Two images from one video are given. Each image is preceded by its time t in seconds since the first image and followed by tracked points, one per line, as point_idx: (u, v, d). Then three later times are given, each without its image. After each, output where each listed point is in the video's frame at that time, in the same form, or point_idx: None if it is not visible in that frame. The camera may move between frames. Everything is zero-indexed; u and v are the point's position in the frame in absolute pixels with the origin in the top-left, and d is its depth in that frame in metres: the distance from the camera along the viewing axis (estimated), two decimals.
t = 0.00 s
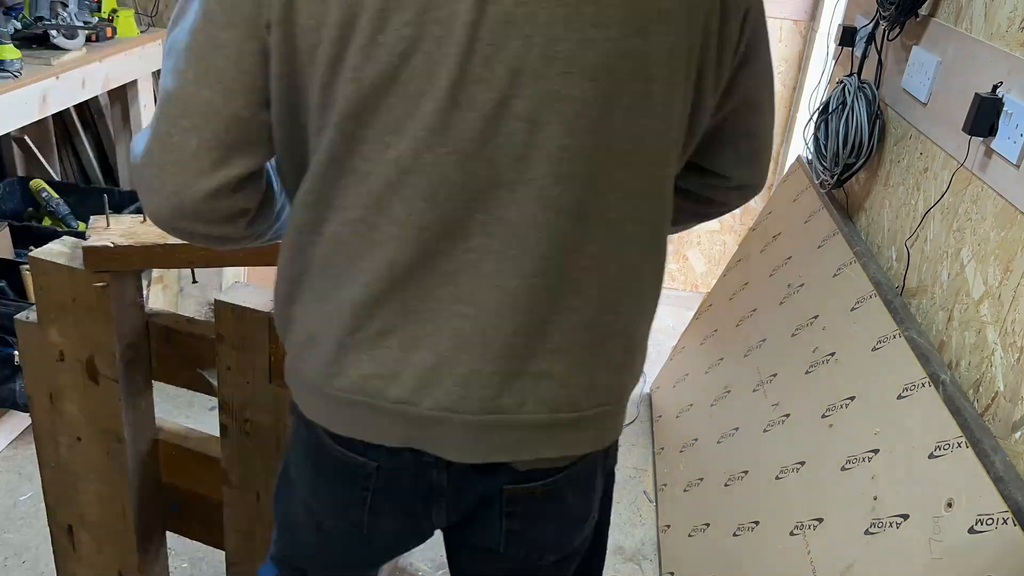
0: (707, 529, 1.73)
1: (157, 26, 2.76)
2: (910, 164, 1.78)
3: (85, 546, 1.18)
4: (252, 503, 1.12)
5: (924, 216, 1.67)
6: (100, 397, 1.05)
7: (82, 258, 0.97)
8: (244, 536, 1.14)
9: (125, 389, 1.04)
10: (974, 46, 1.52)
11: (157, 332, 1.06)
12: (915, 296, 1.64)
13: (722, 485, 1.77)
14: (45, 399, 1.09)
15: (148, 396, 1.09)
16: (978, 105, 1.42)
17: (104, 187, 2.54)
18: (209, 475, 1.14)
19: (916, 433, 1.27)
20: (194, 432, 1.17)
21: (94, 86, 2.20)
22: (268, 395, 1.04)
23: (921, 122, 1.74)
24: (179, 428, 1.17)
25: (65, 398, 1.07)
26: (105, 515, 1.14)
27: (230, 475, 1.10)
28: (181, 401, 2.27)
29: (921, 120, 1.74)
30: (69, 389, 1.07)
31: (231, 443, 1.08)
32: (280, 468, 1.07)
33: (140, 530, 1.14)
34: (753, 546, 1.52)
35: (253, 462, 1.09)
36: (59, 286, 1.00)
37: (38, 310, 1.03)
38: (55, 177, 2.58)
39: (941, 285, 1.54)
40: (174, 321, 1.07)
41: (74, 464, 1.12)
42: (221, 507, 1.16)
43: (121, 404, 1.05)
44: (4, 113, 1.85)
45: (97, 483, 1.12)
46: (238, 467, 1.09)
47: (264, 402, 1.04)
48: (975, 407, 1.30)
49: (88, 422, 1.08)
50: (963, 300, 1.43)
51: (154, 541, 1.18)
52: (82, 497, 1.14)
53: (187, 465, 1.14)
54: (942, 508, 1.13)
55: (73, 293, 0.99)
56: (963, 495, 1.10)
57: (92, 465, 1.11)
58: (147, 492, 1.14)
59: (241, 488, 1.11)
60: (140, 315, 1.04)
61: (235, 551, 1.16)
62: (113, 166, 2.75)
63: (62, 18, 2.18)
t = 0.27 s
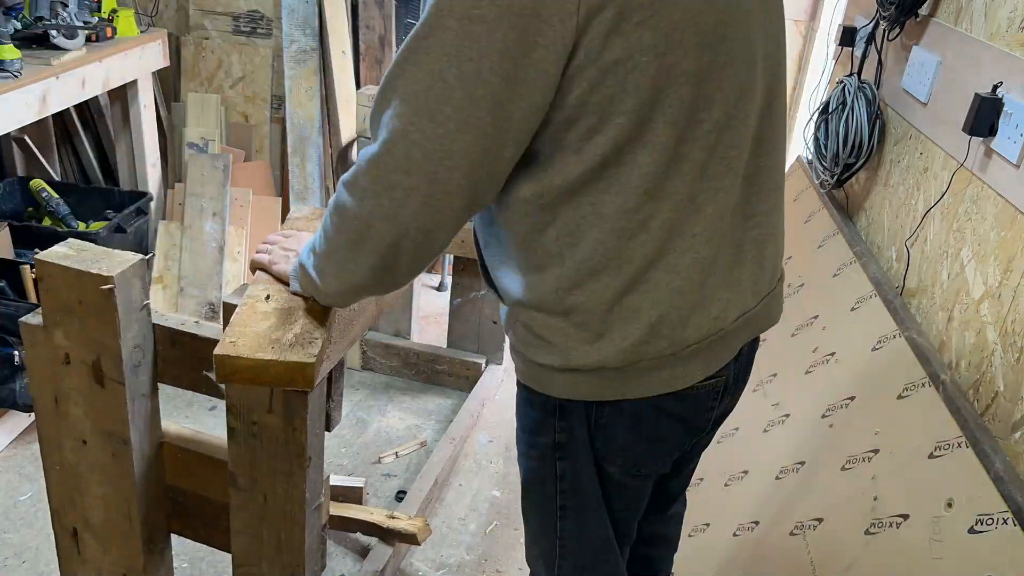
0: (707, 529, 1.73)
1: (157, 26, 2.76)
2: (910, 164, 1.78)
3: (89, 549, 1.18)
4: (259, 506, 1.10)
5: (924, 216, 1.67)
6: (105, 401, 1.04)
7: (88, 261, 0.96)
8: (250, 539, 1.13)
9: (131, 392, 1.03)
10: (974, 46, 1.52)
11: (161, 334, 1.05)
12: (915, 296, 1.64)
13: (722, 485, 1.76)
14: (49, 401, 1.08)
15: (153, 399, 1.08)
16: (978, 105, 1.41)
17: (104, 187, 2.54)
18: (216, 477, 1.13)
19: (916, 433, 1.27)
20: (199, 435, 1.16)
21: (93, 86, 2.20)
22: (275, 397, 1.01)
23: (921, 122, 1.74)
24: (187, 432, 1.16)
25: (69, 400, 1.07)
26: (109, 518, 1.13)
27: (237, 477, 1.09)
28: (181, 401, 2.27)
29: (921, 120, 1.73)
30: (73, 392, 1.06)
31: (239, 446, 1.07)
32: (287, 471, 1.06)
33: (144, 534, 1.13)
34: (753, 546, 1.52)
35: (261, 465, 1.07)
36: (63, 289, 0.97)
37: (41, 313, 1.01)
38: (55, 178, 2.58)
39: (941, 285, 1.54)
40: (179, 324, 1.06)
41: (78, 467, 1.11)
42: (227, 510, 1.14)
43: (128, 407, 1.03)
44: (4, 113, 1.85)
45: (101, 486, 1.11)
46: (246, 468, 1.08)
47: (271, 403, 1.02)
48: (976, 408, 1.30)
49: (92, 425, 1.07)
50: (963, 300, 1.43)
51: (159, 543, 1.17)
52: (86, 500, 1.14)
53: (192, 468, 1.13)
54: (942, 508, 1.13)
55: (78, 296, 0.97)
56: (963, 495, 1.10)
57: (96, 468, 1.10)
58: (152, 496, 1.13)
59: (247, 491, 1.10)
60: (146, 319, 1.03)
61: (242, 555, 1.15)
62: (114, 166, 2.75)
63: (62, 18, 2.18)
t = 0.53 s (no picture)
0: (707, 529, 1.73)
1: (157, 26, 2.76)
2: (910, 164, 1.78)
3: (92, 549, 1.18)
4: (261, 506, 1.11)
5: (924, 216, 1.67)
6: (107, 402, 1.04)
7: (89, 261, 0.95)
8: (252, 538, 1.14)
9: (134, 393, 1.03)
10: (974, 46, 1.52)
11: (163, 335, 1.05)
12: (915, 296, 1.64)
13: (722, 485, 1.77)
14: (52, 402, 1.08)
15: (155, 400, 1.08)
16: (978, 106, 1.42)
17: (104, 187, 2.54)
18: (218, 478, 1.13)
19: (916, 433, 1.27)
20: (202, 435, 1.16)
21: (93, 86, 2.20)
22: (279, 398, 1.01)
23: (921, 122, 1.74)
24: (189, 432, 1.16)
25: (71, 401, 1.07)
26: (111, 518, 1.13)
27: (239, 478, 1.09)
28: (181, 401, 2.27)
29: (921, 120, 1.74)
30: (76, 393, 1.06)
31: (241, 446, 1.07)
32: (289, 471, 1.06)
33: (147, 535, 1.14)
34: (753, 546, 1.52)
35: (263, 465, 1.07)
36: (65, 289, 0.97)
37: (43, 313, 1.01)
38: (55, 177, 2.58)
39: (941, 285, 1.54)
40: (180, 324, 1.05)
41: (81, 467, 1.12)
42: (229, 509, 1.15)
43: (129, 407, 1.03)
44: (4, 113, 1.85)
45: (104, 487, 1.11)
46: (248, 469, 1.08)
47: (273, 405, 1.02)
48: (976, 407, 1.30)
49: (94, 426, 1.07)
50: (963, 300, 1.43)
51: (161, 544, 1.17)
52: (89, 500, 1.14)
53: (194, 468, 1.14)
54: (942, 508, 1.14)
55: (81, 296, 0.96)
56: (963, 495, 1.11)
57: (98, 469, 1.10)
58: (155, 496, 1.13)
59: (250, 491, 1.10)
60: (148, 320, 1.02)
61: (244, 554, 1.16)
62: (114, 166, 2.75)
63: (62, 17, 2.18)
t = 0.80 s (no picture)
0: (706, 529, 1.73)
1: (157, 25, 2.76)
2: (910, 164, 1.78)
3: (92, 550, 1.18)
4: (262, 506, 1.11)
5: (924, 216, 1.67)
6: (107, 402, 1.04)
7: (89, 261, 0.95)
8: (253, 538, 1.14)
9: (133, 393, 1.03)
10: (974, 46, 1.52)
11: (163, 335, 1.05)
12: (915, 296, 1.64)
13: (722, 485, 1.77)
14: (52, 402, 1.08)
15: (155, 400, 1.08)
16: (978, 105, 1.41)
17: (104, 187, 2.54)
18: (218, 478, 1.13)
19: (916, 433, 1.27)
20: (201, 435, 1.16)
21: (93, 86, 2.20)
22: (278, 398, 1.01)
23: (921, 122, 1.74)
24: (189, 432, 1.16)
25: (71, 401, 1.07)
26: (111, 518, 1.13)
27: (239, 478, 1.09)
28: (180, 401, 2.27)
29: (921, 120, 1.74)
30: (76, 393, 1.06)
31: (241, 446, 1.07)
32: (290, 471, 1.06)
33: (147, 535, 1.13)
34: (753, 546, 1.52)
35: (263, 465, 1.07)
36: (65, 289, 0.97)
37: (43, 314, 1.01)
38: (55, 177, 2.58)
39: (941, 285, 1.54)
40: (180, 324, 1.05)
41: (81, 467, 1.11)
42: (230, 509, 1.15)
43: (128, 407, 1.03)
44: (4, 113, 1.85)
45: (104, 487, 1.11)
46: (248, 469, 1.08)
47: (273, 404, 1.02)
48: (976, 407, 1.30)
49: (94, 426, 1.07)
50: (963, 300, 1.43)
51: (161, 544, 1.17)
52: (89, 500, 1.14)
53: (194, 468, 1.14)
54: (942, 508, 1.13)
55: (81, 296, 0.96)
56: (963, 495, 1.11)
57: (98, 469, 1.10)
58: (155, 496, 1.13)
59: (250, 491, 1.10)
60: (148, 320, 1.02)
61: (245, 553, 1.16)
62: (113, 166, 2.75)
63: (61, 18, 2.18)
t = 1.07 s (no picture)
0: (707, 529, 1.73)
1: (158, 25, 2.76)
2: (910, 164, 1.78)
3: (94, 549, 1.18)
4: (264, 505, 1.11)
5: (924, 216, 1.67)
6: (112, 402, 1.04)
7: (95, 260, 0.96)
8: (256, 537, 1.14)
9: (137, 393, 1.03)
10: (974, 46, 1.52)
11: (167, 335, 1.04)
12: (915, 296, 1.65)
13: (722, 485, 1.77)
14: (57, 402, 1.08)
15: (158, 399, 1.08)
16: (978, 105, 1.41)
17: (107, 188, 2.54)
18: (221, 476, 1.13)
19: (916, 432, 1.27)
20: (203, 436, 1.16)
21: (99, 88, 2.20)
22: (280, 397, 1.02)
23: (921, 122, 1.74)
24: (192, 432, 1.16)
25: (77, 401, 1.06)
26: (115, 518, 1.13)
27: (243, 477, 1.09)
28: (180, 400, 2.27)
29: (921, 120, 1.74)
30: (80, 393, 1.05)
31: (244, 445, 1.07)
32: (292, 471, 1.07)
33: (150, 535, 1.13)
34: (753, 545, 1.52)
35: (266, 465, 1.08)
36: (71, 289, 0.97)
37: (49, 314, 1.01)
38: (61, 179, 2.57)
39: (941, 285, 1.54)
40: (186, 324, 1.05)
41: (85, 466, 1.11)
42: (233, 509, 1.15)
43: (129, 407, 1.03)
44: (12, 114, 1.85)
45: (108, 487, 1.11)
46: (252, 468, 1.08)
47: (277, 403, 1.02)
48: (976, 408, 1.30)
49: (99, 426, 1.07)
50: (963, 300, 1.43)
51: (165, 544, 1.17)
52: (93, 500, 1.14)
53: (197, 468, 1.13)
54: (942, 508, 1.13)
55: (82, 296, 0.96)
56: (963, 495, 1.11)
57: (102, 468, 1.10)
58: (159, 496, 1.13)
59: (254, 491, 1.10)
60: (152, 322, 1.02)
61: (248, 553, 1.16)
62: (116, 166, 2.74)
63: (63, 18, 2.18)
